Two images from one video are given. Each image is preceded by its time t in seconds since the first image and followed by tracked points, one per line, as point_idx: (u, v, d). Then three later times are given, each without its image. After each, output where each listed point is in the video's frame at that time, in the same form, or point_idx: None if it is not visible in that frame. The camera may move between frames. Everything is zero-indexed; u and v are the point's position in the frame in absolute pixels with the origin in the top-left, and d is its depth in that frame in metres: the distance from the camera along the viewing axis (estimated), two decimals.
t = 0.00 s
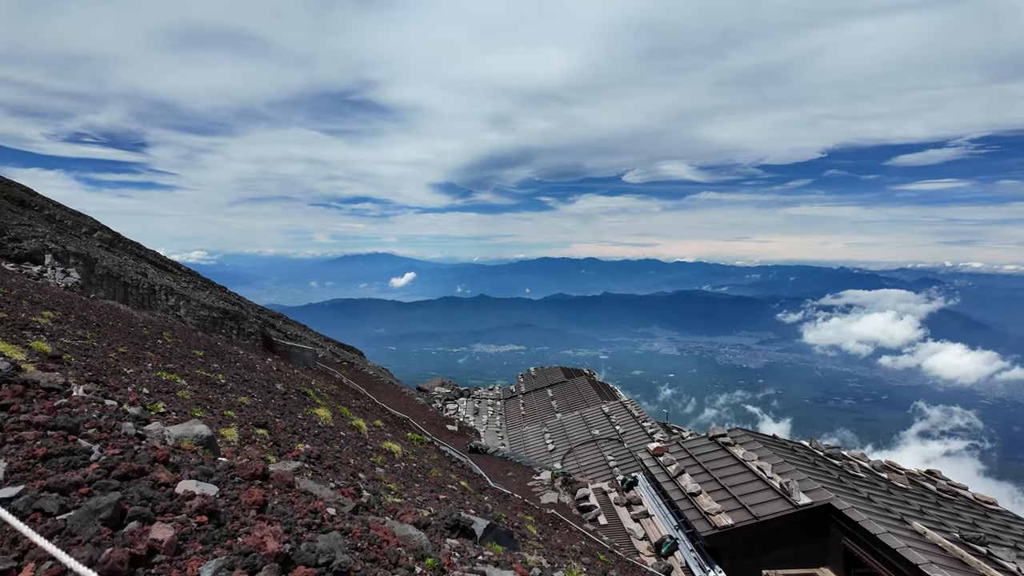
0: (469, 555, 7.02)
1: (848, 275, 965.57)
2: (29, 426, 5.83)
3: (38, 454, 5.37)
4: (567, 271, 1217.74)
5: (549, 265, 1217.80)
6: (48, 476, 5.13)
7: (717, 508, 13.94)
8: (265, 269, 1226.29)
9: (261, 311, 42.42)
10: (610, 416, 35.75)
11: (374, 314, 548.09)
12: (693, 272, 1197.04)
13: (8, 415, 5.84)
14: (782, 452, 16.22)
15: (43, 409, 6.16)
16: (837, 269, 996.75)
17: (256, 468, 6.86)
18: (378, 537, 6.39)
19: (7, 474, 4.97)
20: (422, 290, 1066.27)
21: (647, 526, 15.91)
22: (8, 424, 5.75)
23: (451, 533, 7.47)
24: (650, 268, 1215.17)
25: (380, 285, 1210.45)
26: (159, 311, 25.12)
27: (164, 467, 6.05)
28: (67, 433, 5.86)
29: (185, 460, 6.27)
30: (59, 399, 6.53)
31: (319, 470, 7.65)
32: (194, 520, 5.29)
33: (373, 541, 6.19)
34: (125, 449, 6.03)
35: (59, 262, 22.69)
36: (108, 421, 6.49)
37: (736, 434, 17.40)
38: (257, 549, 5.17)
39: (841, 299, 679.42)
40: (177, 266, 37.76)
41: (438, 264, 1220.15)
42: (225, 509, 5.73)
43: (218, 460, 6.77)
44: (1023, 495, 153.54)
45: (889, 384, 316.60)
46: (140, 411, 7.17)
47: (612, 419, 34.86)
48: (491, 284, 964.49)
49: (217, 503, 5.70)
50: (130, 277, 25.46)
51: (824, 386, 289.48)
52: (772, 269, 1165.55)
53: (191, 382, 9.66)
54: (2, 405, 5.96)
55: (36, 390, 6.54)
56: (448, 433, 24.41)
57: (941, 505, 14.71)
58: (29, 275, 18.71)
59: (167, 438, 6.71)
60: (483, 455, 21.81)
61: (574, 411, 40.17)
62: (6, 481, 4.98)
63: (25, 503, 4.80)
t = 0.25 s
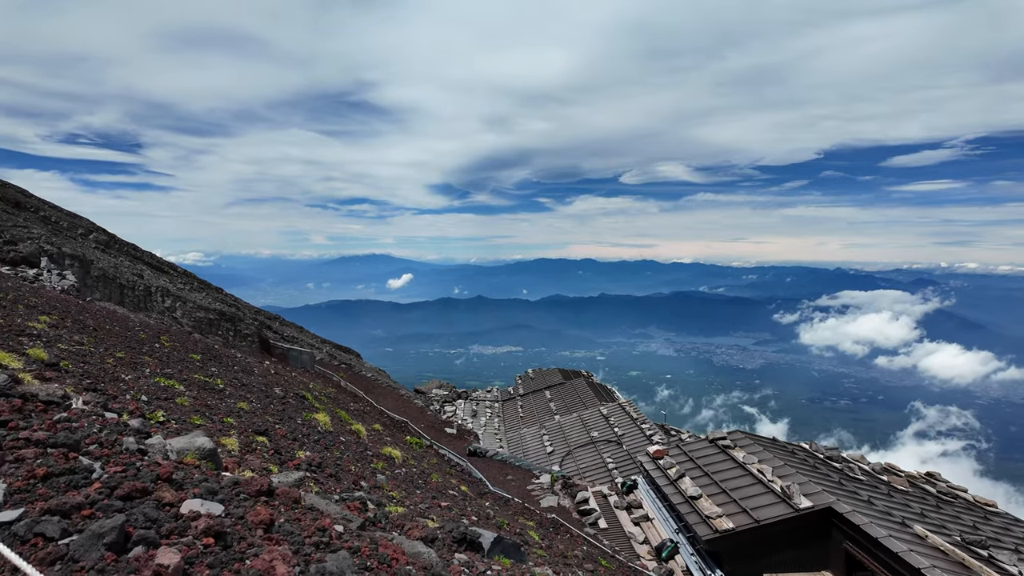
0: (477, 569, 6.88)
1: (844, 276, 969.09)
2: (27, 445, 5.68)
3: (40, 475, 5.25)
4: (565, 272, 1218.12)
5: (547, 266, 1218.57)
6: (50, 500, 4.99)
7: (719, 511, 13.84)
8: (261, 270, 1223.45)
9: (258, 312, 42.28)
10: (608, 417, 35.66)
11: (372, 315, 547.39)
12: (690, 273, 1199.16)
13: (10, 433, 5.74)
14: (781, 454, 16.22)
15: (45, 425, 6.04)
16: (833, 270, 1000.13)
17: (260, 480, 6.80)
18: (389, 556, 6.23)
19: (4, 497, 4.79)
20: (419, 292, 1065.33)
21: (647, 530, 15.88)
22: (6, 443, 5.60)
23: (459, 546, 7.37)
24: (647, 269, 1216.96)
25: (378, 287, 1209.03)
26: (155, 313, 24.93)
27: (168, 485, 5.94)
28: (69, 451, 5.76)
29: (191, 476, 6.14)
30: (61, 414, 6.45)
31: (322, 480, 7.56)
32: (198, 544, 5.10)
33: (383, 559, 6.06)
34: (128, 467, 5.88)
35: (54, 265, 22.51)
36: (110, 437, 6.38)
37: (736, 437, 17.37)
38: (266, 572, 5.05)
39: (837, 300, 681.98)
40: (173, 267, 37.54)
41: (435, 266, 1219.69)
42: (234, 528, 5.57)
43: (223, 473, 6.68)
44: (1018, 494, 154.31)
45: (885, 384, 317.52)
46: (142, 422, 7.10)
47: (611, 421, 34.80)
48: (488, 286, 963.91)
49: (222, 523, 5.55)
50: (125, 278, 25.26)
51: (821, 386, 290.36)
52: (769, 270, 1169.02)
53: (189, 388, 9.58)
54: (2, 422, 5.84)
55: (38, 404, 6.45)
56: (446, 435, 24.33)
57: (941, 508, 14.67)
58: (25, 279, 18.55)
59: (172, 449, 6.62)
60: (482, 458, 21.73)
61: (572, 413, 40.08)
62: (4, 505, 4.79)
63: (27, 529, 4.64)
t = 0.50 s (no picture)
0: (487, 569, 6.87)
1: (841, 277, 972.32)
2: (36, 443, 5.66)
3: (47, 474, 5.20)
4: (562, 273, 1218.70)
5: (544, 267, 1218.93)
6: (60, 499, 4.93)
7: (719, 511, 13.85)
8: (258, 271, 1220.74)
9: (254, 313, 42.09)
10: (606, 418, 35.68)
11: (369, 316, 546.52)
12: (687, 274, 1200.94)
13: (18, 434, 5.69)
14: (781, 454, 16.24)
15: (52, 425, 5.99)
16: (829, 271, 1003.43)
17: (265, 480, 6.79)
18: (398, 556, 6.15)
19: (13, 499, 4.73)
20: (417, 292, 1064.10)
21: (648, 530, 15.85)
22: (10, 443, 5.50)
23: (467, 546, 7.38)
24: (644, 270, 1218.24)
25: (375, 288, 1207.07)
26: (151, 314, 24.76)
27: (177, 484, 5.91)
28: (76, 451, 5.68)
29: (200, 476, 6.12)
30: (69, 413, 6.43)
31: (327, 481, 7.50)
32: (212, 544, 5.08)
33: (395, 559, 6.03)
34: (136, 467, 5.84)
35: (49, 265, 22.37)
36: (118, 437, 6.36)
37: (735, 438, 17.37)
38: (280, 571, 5.01)
39: (833, 301, 684.20)
40: (169, 269, 37.38)
41: (432, 266, 1218.79)
42: (244, 529, 5.53)
43: (230, 473, 6.66)
44: (1014, 494, 154.95)
45: (881, 385, 318.49)
46: (145, 421, 7.05)
47: (609, 422, 34.82)
48: (486, 286, 963.17)
49: (234, 523, 5.51)
50: (121, 279, 25.11)
51: (817, 387, 291.00)
52: (766, 271, 1172.45)
53: (190, 388, 9.55)
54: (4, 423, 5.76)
55: (43, 405, 6.40)
56: (445, 437, 24.29)
57: (941, 508, 14.70)
58: (20, 279, 18.42)
59: (177, 451, 6.57)
60: (481, 458, 21.71)
61: (570, 414, 40.08)
62: (14, 503, 4.75)
63: (39, 529, 4.59)
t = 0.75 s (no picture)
0: (511, 567, 6.88)
1: (840, 278, 972.76)
2: (61, 438, 5.61)
3: (73, 469, 5.14)
4: (561, 273, 1218.83)
5: (543, 267, 1219.11)
6: (95, 491, 4.92)
7: (723, 511, 13.81)
8: (257, 271, 1220.40)
9: (253, 313, 42.03)
10: (607, 418, 35.62)
11: (368, 315, 546.31)
12: (686, 274, 1201.23)
13: (53, 428, 5.69)
14: (784, 453, 16.19)
15: (79, 422, 5.95)
16: (828, 271, 1004.30)
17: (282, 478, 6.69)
18: (428, 552, 6.18)
19: (52, 487, 4.75)
20: (416, 292, 1063.62)
21: (652, 530, 15.88)
22: (42, 439, 5.49)
23: (489, 544, 7.37)
24: (643, 270, 1218.26)
25: (374, 288, 1206.95)
26: (149, 314, 24.67)
27: (204, 482, 5.88)
28: (106, 445, 5.67)
29: (228, 470, 6.16)
30: (89, 410, 6.36)
31: (341, 481, 7.44)
32: (246, 539, 5.06)
33: (425, 556, 6.01)
34: (164, 460, 5.88)
35: (49, 265, 22.30)
36: (136, 432, 6.28)
37: (738, 437, 17.31)
38: (317, 566, 5.00)
39: (832, 301, 685.05)
40: (168, 268, 37.32)
41: (432, 266, 1218.62)
42: (274, 525, 5.51)
43: (251, 470, 6.64)
44: (1014, 495, 154.99)
45: (879, 385, 318.85)
46: (160, 419, 6.93)
47: (610, 422, 34.73)
48: (485, 287, 963.08)
49: (266, 518, 5.51)
50: (120, 278, 25.07)
51: (816, 387, 291.16)
52: (765, 271, 1172.98)
53: (197, 387, 9.49)
54: (29, 416, 5.74)
55: (66, 401, 6.39)
56: (447, 436, 24.24)
57: (946, 507, 14.68)
58: (23, 278, 18.40)
59: (197, 448, 6.50)
60: (483, 458, 21.70)
61: (572, 414, 40.00)
62: (49, 497, 4.77)
63: (76, 522, 4.57)
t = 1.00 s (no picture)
0: None
1: (839, 278, 972.79)
2: (104, 453, 5.58)
3: (124, 482, 5.19)
4: (561, 273, 1218.44)
5: (543, 267, 1218.89)
6: (146, 511, 4.86)
7: (731, 513, 13.71)
8: (257, 270, 1220.08)
9: (252, 312, 41.89)
10: (610, 419, 35.57)
11: (368, 315, 546.17)
12: (685, 274, 1200.78)
13: (92, 440, 5.68)
14: (790, 456, 16.14)
15: (118, 432, 5.99)
16: (828, 272, 1004.24)
17: (310, 485, 6.68)
18: (471, 565, 6.18)
19: (100, 503, 4.77)
20: (415, 291, 1063.42)
21: (658, 532, 15.87)
22: (81, 451, 5.51)
23: (520, 555, 7.35)
24: (643, 270, 1217.86)
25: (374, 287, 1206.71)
26: (149, 312, 24.59)
27: (249, 494, 5.86)
28: (143, 457, 5.69)
29: (261, 479, 6.17)
30: (122, 419, 6.40)
31: (362, 487, 7.42)
32: (297, 556, 5.00)
33: (466, 568, 6.00)
34: (200, 469, 5.91)
35: (50, 264, 22.26)
36: (170, 441, 6.30)
37: (744, 439, 17.21)
38: None
39: (832, 302, 684.81)
40: (167, 267, 37.24)
41: (432, 266, 1218.44)
42: (325, 538, 5.50)
43: (287, 480, 6.68)
44: (1014, 496, 154.88)
45: (879, 386, 318.60)
46: (187, 426, 6.95)
47: (613, 423, 34.71)
48: (485, 286, 962.82)
49: (314, 534, 5.49)
50: (120, 277, 25.02)
51: (816, 388, 291.00)
52: (765, 271, 1172.70)
53: (209, 389, 9.50)
54: (67, 424, 5.78)
55: (99, 410, 6.45)
56: (451, 437, 24.27)
57: (953, 510, 14.65)
58: (28, 279, 18.44)
59: (229, 456, 6.50)
60: (488, 460, 21.67)
61: (574, 414, 40.00)
62: (101, 513, 4.73)
63: (130, 541, 4.53)
